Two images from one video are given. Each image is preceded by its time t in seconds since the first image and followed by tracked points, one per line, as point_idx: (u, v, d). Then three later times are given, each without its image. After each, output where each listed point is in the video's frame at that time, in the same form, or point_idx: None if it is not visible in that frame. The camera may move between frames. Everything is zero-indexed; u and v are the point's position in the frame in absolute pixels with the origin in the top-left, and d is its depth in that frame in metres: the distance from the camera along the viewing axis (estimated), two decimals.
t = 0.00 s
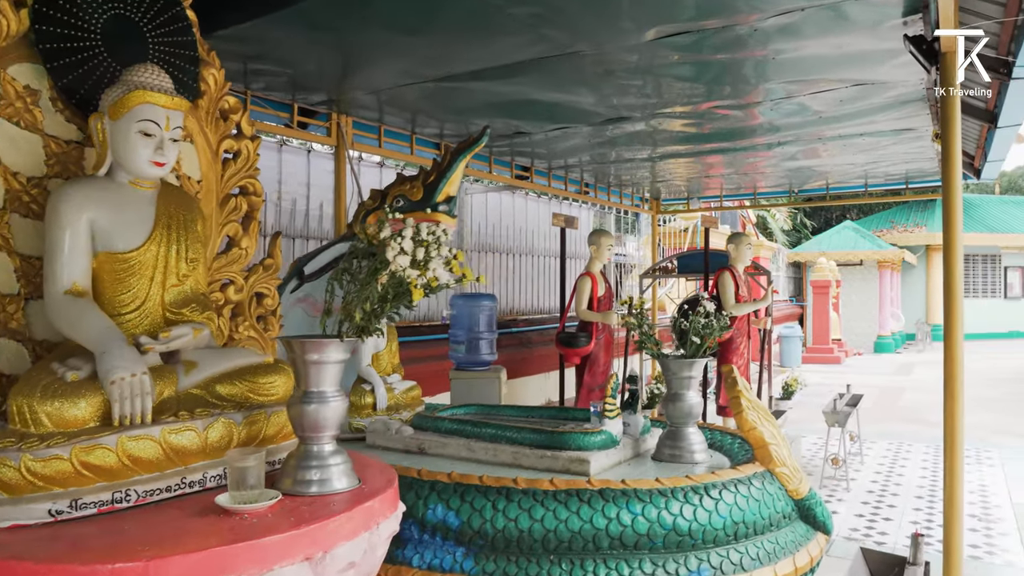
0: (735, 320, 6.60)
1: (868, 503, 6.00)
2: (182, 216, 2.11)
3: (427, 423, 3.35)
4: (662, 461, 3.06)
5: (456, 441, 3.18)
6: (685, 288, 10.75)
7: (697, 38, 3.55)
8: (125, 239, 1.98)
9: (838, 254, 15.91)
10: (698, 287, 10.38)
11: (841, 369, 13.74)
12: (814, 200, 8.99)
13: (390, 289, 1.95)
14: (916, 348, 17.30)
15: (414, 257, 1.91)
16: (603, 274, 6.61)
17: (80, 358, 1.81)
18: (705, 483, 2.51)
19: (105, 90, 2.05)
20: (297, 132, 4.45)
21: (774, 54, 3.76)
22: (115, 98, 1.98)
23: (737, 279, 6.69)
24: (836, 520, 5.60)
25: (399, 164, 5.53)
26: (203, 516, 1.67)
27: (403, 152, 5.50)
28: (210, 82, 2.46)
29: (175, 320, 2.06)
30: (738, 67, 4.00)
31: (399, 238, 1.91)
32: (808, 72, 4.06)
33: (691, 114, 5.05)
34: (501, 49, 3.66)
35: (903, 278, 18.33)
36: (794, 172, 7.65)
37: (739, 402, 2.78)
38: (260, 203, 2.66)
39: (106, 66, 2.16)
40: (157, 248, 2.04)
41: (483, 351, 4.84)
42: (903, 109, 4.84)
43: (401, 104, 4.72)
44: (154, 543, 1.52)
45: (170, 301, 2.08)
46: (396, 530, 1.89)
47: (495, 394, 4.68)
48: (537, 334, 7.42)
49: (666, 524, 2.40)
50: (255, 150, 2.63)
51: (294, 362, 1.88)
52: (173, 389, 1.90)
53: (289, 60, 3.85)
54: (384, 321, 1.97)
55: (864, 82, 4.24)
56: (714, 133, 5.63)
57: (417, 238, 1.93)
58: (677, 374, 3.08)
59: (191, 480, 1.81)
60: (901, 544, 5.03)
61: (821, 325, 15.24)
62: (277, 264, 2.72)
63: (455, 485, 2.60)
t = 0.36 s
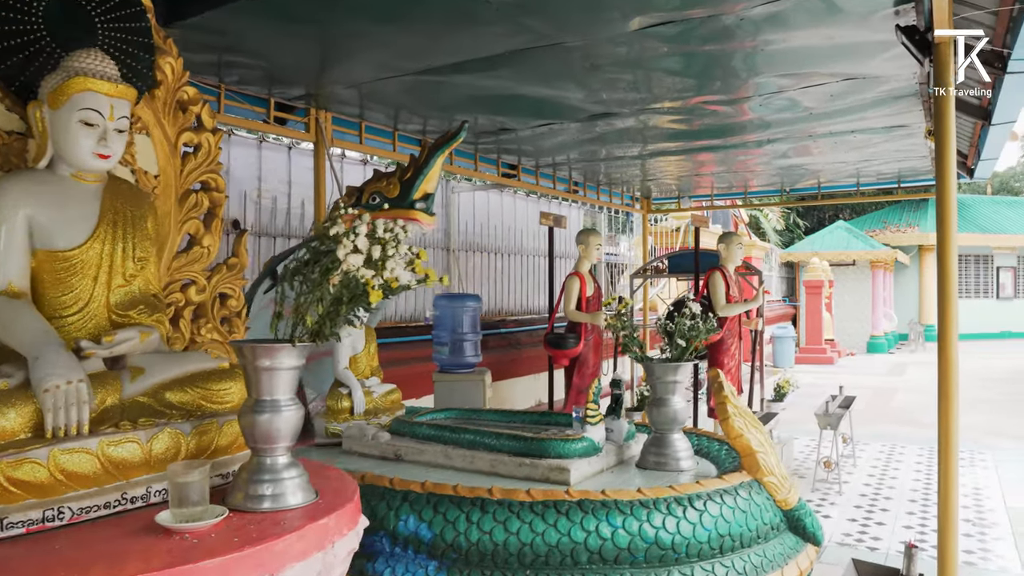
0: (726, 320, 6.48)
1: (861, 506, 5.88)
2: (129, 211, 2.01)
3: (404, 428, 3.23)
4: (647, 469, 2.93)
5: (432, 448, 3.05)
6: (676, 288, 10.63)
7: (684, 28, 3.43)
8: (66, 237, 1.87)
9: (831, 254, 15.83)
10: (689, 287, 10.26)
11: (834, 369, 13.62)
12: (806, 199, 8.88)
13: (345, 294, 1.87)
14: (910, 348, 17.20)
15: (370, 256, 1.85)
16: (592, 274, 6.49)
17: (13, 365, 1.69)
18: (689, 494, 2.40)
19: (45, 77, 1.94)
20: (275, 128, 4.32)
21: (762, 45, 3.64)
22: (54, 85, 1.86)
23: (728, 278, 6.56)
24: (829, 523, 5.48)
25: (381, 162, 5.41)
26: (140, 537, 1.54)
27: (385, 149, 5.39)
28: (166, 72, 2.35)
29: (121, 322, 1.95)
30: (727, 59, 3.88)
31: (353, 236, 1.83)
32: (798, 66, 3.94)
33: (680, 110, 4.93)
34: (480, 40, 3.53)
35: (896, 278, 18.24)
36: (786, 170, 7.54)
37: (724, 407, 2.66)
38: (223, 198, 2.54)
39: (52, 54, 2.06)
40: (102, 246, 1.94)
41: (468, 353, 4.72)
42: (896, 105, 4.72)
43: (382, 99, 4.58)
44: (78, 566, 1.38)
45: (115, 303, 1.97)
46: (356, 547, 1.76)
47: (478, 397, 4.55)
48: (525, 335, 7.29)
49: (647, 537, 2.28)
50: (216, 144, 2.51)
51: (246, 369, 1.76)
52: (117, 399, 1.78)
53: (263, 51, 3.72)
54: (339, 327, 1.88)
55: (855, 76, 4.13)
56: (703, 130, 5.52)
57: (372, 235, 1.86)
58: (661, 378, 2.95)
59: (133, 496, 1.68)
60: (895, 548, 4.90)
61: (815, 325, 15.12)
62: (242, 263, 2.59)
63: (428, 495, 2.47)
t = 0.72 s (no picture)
0: (717, 321, 6.37)
1: (854, 510, 5.76)
2: (74, 208, 2.02)
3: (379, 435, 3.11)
4: (631, 478, 2.81)
5: (408, 455, 2.93)
6: (669, 288, 10.52)
7: (671, 19, 3.31)
8: None
9: (825, 254, 15.74)
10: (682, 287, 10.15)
11: (828, 370, 13.52)
12: (800, 198, 8.78)
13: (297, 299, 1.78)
14: (904, 348, 17.11)
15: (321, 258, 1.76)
16: (581, 273, 6.37)
17: None
18: (672, 507, 2.28)
19: None
20: (252, 122, 4.20)
21: (752, 37, 3.52)
22: None
23: (719, 279, 6.45)
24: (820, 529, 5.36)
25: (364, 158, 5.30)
26: (68, 560, 1.40)
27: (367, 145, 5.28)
28: (121, 62, 2.25)
29: (60, 323, 1.96)
30: (717, 52, 3.75)
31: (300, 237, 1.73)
32: (790, 59, 3.83)
33: (669, 106, 4.81)
34: (460, 31, 3.41)
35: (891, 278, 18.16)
36: (778, 168, 7.43)
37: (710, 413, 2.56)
38: (183, 195, 2.42)
39: None
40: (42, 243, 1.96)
41: (452, 355, 4.59)
42: (890, 101, 4.61)
43: (363, 93, 4.46)
44: None
45: (56, 304, 1.99)
46: (310, 568, 1.63)
47: (462, 400, 4.43)
48: (514, 336, 7.17)
49: (627, 553, 2.16)
50: (177, 137, 2.39)
51: (191, 376, 1.64)
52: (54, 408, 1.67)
53: (237, 42, 3.59)
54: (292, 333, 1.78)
55: (848, 71, 4.01)
56: (693, 126, 5.40)
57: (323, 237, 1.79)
58: (646, 383, 2.85)
59: (67, 513, 1.56)
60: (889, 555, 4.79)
61: (809, 326, 15.02)
62: (205, 263, 2.45)
63: (399, 506, 2.35)
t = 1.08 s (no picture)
0: (710, 321, 6.26)
1: (849, 515, 5.63)
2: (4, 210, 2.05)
3: (351, 442, 2.98)
4: (614, 487, 2.68)
5: (381, 463, 2.81)
6: (661, 288, 10.40)
7: (659, 6, 3.18)
8: None
9: (820, 254, 15.63)
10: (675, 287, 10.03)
11: (823, 371, 13.39)
12: (794, 197, 8.66)
13: (238, 297, 1.68)
14: (899, 348, 17.01)
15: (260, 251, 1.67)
16: (570, 273, 6.24)
17: None
18: (655, 520, 2.15)
19: None
20: (228, 118, 4.07)
21: (744, 26, 3.40)
22: None
23: (712, 278, 6.32)
24: (815, 533, 5.24)
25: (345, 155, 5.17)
26: None
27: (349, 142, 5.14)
28: (69, 46, 2.09)
29: None
30: (708, 42, 3.63)
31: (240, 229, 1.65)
32: (782, 50, 3.70)
33: (659, 100, 4.69)
34: (440, 19, 3.28)
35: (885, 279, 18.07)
36: (771, 167, 7.31)
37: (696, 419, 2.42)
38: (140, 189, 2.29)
39: None
40: None
41: (434, 358, 4.46)
42: (885, 95, 4.49)
43: (343, 87, 4.33)
44: None
45: None
46: None
47: (445, 404, 4.29)
48: (503, 337, 7.04)
49: (606, 570, 2.04)
50: (132, 127, 2.25)
51: (127, 384, 1.50)
52: None
53: (209, 32, 3.46)
54: (234, 333, 1.70)
55: (843, 62, 3.89)
56: (684, 121, 5.27)
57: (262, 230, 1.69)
58: (630, 388, 2.71)
59: None
60: (885, 561, 4.67)
61: (803, 326, 14.89)
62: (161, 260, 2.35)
63: (366, 519, 2.23)
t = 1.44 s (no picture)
0: (702, 323, 6.13)
1: (845, 521, 5.49)
2: None
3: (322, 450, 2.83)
4: (597, 499, 2.53)
5: (351, 473, 2.66)
6: (654, 288, 10.25)
7: None
8: None
9: (815, 254, 15.50)
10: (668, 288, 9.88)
11: (818, 372, 13.26)
12: (789, 195, 8.52)
13: (162, 303, 1.56)
14: (894, 348, 16.89)
15: (185, 250, 1.54)
16: (559, 273, 6.09)
17: None
18: (638, 540, 2.00)
19: None
20: (203, 111, 3.91)
21: (738, 15, 3.24)
22: None
23: (705, 278, 6.17)
24: (809, 540, 5.09)
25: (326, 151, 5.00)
26: None
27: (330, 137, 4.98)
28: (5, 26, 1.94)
29: None
30: (700, 32, 3.48)
31: (162, 225, 1.51)
32: (777, 41, 3.55)
33: (650, 95, 4.53)
34: (419, 7, 3.12)
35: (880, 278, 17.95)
36: (766, 165, 7.16)
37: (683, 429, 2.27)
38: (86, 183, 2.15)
39: None
40: None
41: (416, 360, 4.31)
42: (883, 90, 4.35)
43: (323, 81, 4.16)
44: None
45: None
46: None
47: (427, 409, 4.12)
48: (491, 338, 6.88)
49: None
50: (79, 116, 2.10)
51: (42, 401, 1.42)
52: None
53: (178, 21, 3.29)
54: (163, 340, 1.60)
55: (840, 55, 3.74)
56: (676, 117, 5.12)
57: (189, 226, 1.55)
58: (614, 396, 2.56)
59: None
60: (882, 569, 4.52)
61: (798, 326, 14.75)
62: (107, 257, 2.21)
63: (327, 537, 2.07)
